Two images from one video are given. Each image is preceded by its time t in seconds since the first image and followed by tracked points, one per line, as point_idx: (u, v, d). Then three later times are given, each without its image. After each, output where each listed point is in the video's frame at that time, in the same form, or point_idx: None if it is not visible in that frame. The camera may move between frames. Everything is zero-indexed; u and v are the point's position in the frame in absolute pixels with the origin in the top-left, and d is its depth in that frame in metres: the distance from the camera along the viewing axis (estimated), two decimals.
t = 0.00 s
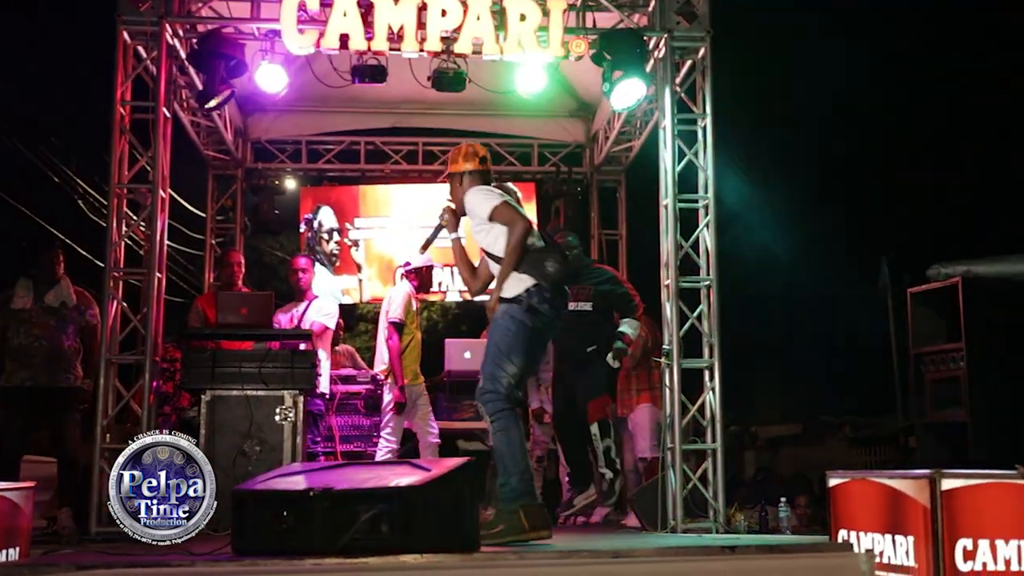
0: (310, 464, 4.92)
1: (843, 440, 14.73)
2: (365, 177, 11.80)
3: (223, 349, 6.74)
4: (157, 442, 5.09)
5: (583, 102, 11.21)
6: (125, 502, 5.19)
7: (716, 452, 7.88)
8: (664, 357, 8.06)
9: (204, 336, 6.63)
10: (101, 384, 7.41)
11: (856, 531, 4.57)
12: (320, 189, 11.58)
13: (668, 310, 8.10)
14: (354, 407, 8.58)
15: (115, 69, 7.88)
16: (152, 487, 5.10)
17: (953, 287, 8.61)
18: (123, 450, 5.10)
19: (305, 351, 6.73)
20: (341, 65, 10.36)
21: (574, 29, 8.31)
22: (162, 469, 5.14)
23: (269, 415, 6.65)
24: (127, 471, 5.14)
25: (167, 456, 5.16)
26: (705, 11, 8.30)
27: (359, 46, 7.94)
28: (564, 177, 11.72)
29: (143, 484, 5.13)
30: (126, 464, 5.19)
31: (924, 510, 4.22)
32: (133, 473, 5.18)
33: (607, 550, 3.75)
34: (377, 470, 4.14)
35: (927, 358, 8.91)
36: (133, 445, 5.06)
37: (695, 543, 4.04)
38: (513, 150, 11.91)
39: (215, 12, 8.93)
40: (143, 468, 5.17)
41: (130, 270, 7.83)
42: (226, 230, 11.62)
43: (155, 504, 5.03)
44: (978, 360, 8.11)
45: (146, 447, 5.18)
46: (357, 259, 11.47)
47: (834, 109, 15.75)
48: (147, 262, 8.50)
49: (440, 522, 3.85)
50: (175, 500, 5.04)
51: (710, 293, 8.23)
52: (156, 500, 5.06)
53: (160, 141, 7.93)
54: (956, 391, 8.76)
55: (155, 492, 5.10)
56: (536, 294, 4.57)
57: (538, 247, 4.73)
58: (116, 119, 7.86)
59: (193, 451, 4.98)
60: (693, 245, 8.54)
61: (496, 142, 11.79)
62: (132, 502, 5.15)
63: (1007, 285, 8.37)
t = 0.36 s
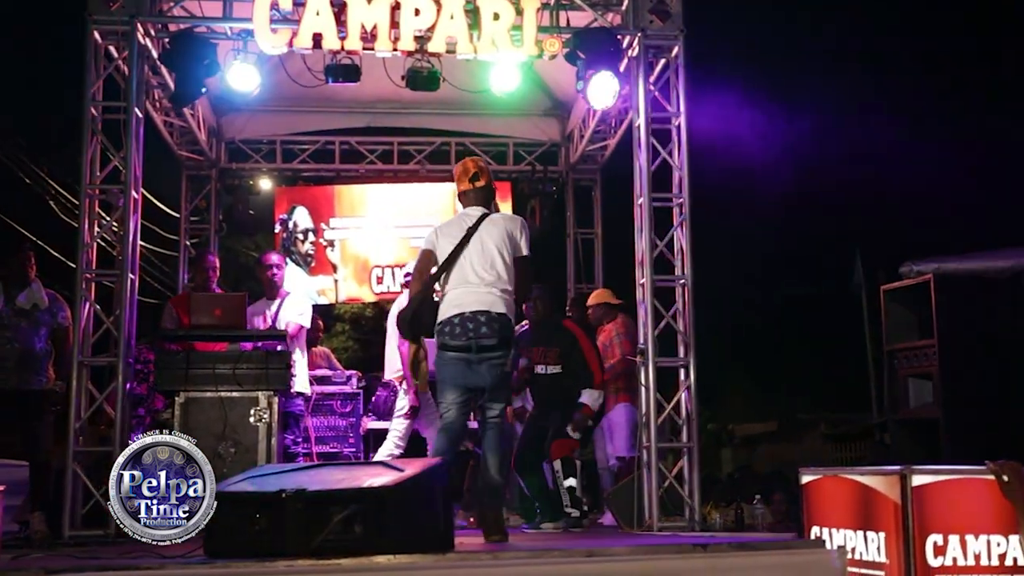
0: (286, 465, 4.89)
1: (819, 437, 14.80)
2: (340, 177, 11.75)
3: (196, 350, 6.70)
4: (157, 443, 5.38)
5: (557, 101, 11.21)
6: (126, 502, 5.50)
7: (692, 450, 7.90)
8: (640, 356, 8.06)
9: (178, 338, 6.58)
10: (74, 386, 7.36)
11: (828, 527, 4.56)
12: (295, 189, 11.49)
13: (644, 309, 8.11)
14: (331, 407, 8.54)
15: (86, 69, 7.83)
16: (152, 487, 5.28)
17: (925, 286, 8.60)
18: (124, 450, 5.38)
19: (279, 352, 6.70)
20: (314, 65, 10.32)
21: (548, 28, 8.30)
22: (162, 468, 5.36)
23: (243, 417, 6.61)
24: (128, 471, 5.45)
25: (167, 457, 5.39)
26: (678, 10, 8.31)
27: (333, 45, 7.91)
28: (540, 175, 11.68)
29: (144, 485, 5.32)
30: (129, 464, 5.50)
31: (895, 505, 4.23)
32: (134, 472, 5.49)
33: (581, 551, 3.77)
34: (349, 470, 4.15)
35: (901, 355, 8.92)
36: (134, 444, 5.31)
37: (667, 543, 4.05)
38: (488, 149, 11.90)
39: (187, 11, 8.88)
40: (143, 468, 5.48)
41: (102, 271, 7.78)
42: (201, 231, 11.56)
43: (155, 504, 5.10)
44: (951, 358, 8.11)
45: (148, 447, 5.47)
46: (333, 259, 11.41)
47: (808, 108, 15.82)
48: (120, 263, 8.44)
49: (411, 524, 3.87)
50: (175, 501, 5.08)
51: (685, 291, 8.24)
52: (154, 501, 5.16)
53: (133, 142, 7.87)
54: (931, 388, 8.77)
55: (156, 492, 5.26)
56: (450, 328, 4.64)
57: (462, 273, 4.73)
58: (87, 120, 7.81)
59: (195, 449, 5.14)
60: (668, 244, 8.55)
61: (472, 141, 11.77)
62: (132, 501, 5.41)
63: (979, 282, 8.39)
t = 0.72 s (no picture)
0: (290, 467, 4.90)
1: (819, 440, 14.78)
2: (341, 179, 11.73)
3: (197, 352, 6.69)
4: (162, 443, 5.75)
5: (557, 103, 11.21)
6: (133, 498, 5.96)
7: (692, 452, 7.90)
8: (640, 359, 8.05)
9: (178, 340, 6.57)
10: (75, 388, 7.36)
11: (828, 530, 4.55)
12: (295, 192, 11.53)
13: (644, 312, 8.10)
14: (332, 409, 8.53)
15: (87, 72, 7.84)
16: (151, 487, 4.84)
17: (925, 289, 8.60)
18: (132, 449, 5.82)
19: (279, 354, 6.70)
20: (314, 67, 10.34)
21: (548, 31, 8.31)
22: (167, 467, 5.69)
23: (244, 419, 6.62)
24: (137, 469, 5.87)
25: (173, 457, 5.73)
26: (678, 13, 8.32)
27: (333, 48, 7.92)
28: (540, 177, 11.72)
29: (143, 484, 4.88)
30: (130, 464, 4.98)
31: (897, 509, 4.22)
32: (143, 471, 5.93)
33: (582, 552, 3.79)
34: (351, 472, 4.19)
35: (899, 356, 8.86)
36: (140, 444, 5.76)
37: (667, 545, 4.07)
38: (488, 151, 11.89)
39: (187, 14, 8.88)
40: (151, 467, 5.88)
41: (103, 273, 7.78)
42: (201, 233, 11.56)
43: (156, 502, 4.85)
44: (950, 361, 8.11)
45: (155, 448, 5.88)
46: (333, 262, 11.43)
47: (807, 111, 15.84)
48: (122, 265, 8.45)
49: (413, 525, 3.91)
50: (175, 501, 4.76)
51: (685, 294, 8.24)
52: (156, 501, 4.85)
53: (133, 144, 7.88)
54: (931, 391, 8.75)
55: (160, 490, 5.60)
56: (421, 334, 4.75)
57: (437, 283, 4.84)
58: (88, 121, 7.82)
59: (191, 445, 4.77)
60: (668, 247, 8.53)
61: (472, 144, 11.77)
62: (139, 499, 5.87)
63: (979, 284, 8.37)
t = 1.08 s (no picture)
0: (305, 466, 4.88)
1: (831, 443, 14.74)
2: (355, 179, 11.76)
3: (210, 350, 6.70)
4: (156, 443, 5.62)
5: (571, 105, 11.20)
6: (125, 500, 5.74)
7: (704, 455, 7.89)
8: (653, 360, 8.03)
9: (191, 340, 6.55)
10: (90, 386, 7.39)
11: (845, 535, 4.55)
12: (308, 192, 11.49)
13: (657, 313, 8.09)
14: (344, 409, 8.54)
15: (103, 71, 7.86)
16: (153, 487, 5.57)
17: (939, 292, 8.56)
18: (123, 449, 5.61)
19: (293, 354, 6.72)
20: (329, 68, 10.36)
21: (563, 32, 8.28)
22: (161, 468, 5.62)
23: (258, 418, 6.63)
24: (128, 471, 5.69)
25: (167, 456, 5.65)
26: (694, 15, 8.31)
27: (348, 48, 7.93)
28: (554, 179, 11.64)
29: (144, 484, 5.62)
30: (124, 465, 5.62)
31: (915, 513, 4.15)
32: (133, 472, 5.73)
33: (598, 554, 3.80)
34: (366, 473, 4.21)
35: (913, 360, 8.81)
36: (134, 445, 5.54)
37: (683, 547, 4.09)
38: (502, 153, 11.90)
39: (203, 13, 8.90)
40: (141, 467, 5.72)
41: (118, 272, 7.81)
42: (215, 232, 11.60)
43: (156, 504, 5.41)
44: (965, 365, 8.05)
45: (147, 447, 5.70)
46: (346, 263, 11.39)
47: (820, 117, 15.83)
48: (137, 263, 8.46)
49: (427, 526, 3.93)
50: (175, 500, 5.49)
51: (699, 297, 8.23)
52: (156, 502, 5.44)
53: (148, 144, 7.91)
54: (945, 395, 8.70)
55: (155, 492, 5.54)
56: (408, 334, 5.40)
57: (420, 284, 5.47)
58: (104, 121, 7.84)
59: (192, 448, 5.56)
60: (682, 249, 8.52)
61: (485, 145, 11.77)
62: (132, 501, 5.69)
63: (995, 288, 8.32)
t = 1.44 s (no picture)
0: (321, 465, 4.89)
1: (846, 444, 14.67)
2: (371, 177, 11.78)
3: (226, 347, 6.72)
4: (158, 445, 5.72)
5: (588, 104, 11.19)
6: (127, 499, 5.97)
7: (719, 455, 7.87)
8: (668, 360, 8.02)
9: (207, 336, 6.58)
10: (106, 382, 7.42)
11: (862, 536, 4.53)
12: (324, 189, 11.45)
13: (673, 313, 8.08)
14: (359, 406, 8.56)
15: (122, 68, 7.90)
16: (154, 486, 5.66)
17: (958, 295, 8.51)
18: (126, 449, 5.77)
19: (308, 352, 6.73)
20: (347, 66, 10.39)
21: (581, 31, 8.28)
22: (162, 468, 5.71)
23: (274, 415, 6.64)
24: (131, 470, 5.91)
25: (167, 457, 5.73)
26: (712, 15, 8.30)
27: (367, 46, 7.94)
28: (570, 179, 11.66)
29: (145, 484, 5.75)
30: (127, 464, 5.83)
31: (932, 516, 4.16)
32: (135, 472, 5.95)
33: (614, 554, 3.81)
34: (383, 471, 4.22)
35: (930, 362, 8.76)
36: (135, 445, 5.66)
37: (699, 548, 4.09)
38: (518, 152, 11.91)
39: (221, 11, 8.92)
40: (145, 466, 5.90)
41: (136, 269, 7.84)
42: (231, 229, 11.63)
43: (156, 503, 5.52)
44: (982, 368, 8.02)
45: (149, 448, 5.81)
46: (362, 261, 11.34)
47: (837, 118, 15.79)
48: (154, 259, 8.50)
49: (443, 524, 3.94)
50: (175, 501, 5.55)
51: (715, 297, 8.22)
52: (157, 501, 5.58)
53: (167, 141, 7.94)
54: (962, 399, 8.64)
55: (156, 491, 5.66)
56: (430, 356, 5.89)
57: (442, 312, 5.98)
58: (123, 118, 7.88)
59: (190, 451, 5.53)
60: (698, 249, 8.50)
61: (502, 144, 11.79)
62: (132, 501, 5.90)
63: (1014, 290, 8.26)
